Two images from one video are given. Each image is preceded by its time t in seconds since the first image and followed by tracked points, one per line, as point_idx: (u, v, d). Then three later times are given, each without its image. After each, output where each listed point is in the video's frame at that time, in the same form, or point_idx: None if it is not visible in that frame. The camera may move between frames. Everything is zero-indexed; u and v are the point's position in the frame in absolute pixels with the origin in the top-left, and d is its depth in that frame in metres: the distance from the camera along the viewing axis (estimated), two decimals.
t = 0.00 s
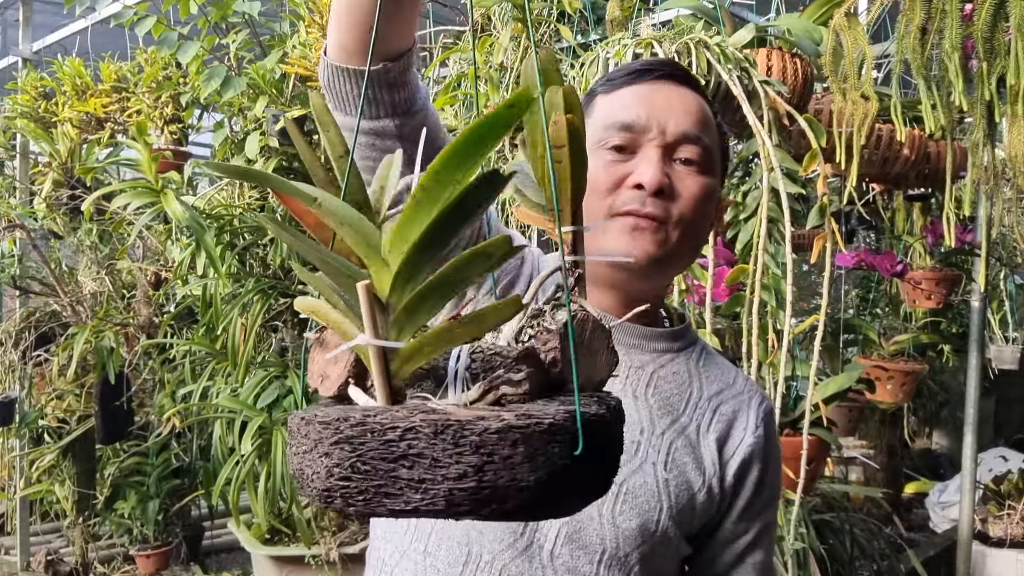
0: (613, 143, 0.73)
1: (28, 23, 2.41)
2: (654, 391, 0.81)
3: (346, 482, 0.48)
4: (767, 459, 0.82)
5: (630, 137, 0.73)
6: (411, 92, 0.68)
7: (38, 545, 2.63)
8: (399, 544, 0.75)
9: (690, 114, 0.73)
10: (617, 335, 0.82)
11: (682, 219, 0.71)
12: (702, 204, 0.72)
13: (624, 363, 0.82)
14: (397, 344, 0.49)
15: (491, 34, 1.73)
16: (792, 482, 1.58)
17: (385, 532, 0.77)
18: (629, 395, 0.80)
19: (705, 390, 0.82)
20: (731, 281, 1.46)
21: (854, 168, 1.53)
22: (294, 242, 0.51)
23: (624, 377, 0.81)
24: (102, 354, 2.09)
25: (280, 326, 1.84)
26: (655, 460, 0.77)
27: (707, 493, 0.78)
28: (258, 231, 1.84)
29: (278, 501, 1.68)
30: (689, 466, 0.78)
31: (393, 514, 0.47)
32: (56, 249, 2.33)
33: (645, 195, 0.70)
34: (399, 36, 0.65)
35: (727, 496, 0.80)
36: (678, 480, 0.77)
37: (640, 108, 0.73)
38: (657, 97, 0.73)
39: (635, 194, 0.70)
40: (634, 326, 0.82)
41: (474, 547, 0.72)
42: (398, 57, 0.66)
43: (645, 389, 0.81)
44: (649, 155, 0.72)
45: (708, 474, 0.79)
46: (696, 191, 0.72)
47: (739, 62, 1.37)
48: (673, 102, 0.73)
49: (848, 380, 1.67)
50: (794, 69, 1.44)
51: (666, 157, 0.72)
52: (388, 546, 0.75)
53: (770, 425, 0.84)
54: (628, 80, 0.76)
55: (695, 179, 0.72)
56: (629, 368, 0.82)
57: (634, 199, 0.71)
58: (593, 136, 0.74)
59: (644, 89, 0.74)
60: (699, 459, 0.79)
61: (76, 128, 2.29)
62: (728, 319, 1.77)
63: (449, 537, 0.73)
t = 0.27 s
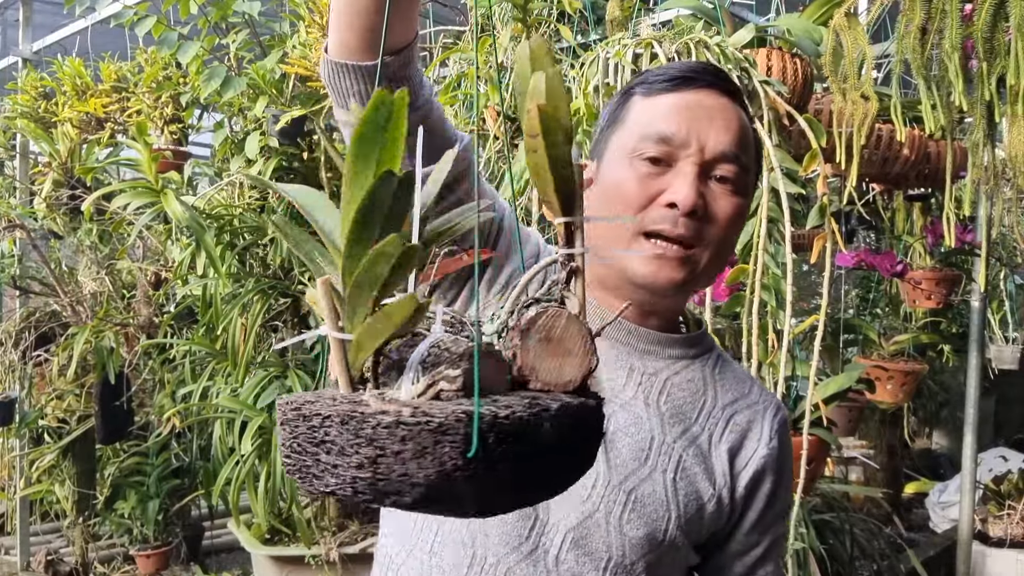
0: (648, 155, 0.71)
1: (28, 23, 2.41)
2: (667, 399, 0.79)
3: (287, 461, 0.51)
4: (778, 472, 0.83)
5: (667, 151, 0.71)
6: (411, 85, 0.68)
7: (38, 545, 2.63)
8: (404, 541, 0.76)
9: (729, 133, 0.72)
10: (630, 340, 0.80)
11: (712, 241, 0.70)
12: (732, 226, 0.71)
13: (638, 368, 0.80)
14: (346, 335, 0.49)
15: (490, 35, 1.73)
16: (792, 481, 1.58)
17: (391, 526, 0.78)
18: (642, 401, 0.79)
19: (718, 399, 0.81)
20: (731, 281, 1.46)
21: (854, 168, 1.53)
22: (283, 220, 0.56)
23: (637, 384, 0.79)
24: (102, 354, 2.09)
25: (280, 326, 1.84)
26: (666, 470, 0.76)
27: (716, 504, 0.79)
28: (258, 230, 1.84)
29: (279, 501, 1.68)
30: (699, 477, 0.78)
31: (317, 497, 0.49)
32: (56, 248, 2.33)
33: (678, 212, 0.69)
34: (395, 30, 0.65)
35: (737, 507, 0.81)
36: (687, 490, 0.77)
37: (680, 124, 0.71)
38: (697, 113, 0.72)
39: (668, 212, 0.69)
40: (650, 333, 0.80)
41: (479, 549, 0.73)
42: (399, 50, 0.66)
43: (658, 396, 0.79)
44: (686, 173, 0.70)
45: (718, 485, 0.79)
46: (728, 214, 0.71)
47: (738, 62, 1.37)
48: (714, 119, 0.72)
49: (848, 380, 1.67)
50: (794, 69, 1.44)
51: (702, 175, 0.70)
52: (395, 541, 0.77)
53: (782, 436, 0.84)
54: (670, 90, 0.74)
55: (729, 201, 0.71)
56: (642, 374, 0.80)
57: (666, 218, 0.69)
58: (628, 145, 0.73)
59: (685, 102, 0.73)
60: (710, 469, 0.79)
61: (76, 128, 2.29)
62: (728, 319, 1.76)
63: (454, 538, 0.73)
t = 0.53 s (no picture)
0: (654, 159, 0.72)
1: (29, 24, 2.40)
2: (675, 402, 0.80)
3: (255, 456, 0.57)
4: (788, 476, 0.83)
5: (672, 154, 0.72)
6: (419, 89, 0.68)
7: (38, 544, 2.63)
8: (413, 542, 0.78)
9: (737, 133, 0.72)
10: (639, 342, 0.81)
11: (719, 243, 0.71)
12: (739, 228, 0.72)
13: (645, 371, 0.80)
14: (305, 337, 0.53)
15: (490, 35, 1.74)
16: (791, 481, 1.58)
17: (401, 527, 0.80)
18: (649, 404, 0.79)
19: (727, 403, 0.82)
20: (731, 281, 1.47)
21: (853, 168, 1.53)
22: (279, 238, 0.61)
23: (644, 387, 0.80)
24: (103, 354, 2.10)
25: (281, 326, 1.85)
26: (671, 473, 0.77)
27: (723, 508, 0.80)
28: (259, 231, 1.85)
29: (280, 501, 1.69)
30: (705, 480, 0.78)
31: (262, 488, 0.56)
32: (57, 248, 2.34)
33: (683, 216, 0.69)
34: (402, 33, 0.66)
35: (745, 511, 0.82)
36: (693, 494, 0.78)
37: (686, 125, 0.72)
38: (704, 115, 0.72)
39: (672, 216, 0.69)
40: (658, 335, 0.81)
41: (483, 550, 0.74)
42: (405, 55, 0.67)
43: (664, 399, 0.80)
44: (692, 175, 0.71)
45: (725, 489, 0.80)
46: (735, 216, 0.71)
47: (738, 62, 1.37)
48: (721, 121, 0.72)
49: (847, 380, 1.68)
50: (794, 70, 1.44)
51: (708, 178, 0.71)
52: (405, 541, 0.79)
53: (794, 441, 0.84)
54: (678, 91, 0.74)
55: (736, 203, 0.71)
56: (650, 377, 0.80)
57: (671, 221, 0.70)
58: (635, 149, 0.73)
59: (690, 104, 0.73)
60: (716, 473, 0.79)
61: (78, 128, 2.30)
62: (727, 319, 1.77)
63: (459, 539, 0.74)
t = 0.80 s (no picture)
0: (650, 154, 0.72)
1: (29, 24, 2.40)
2: (677, 401, 0.80)
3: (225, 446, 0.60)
4: (791, 474, 0.83)
5: (668, 149, 0.72)
6: (417, 91, 0.69)
7: (38, 544, 2.64)
8: (415, 542, 0.78)
9: (732, 125, 0.72)
10: (640, 341, 0.81)
11: (717, 235, 0.71)
12: (738, 220, 0.72)
13: (648, 370, 0.80)
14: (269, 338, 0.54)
15: (490, 35, 1.74)
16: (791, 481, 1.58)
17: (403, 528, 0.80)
18: (652, 403, 0.79)
19: (730, 401, 0.82)
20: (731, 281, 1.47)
21: (853, 168, 1.53)
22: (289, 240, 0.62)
23: (646, 386, 0.80)
24: (103, 354, 2.10)
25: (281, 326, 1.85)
26: (675, 472, 0.77)
27: (727, 507, 0.80)
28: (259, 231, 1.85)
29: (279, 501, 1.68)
30: (708, 478, 0.79)
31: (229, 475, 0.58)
32: (57, 248, 2.34)
33: (680, 210, 0.69)
34: (399, 37, 0.67)
35: (748, 510, 0.82)
36: (697, 492, 0.78)
37: (682, 120, 0.72)
38: (699, 108, 0.72)
39: (669, 210, 0.70)
40: (659, 334, 0.81)
41: (487, 549, 0.74)
42: (403, 58, 0.67)
43: (667, 398, 0.80)
44: (688, 169, 0.71)
45: (729, 487, 0.80)
46: (733, 208, 0.71)
47: (739, 62, 1.37)
48: (717, 114, 0.72)
49: (847, 379, 1.68)
50: (794, 70, 1.44)
51: (705, 171, 0.71)
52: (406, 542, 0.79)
53: (797, 440, 0.84)
54: (673, 86, 0.74)
55: (733, 195, 0.71)
56: (652, 376, 0.80)
57: (669, 215, 0.70)
58: (631, 145, 0.74)
59: (686, 98, 0.73)
60: (719, 471, 0.80)
61: (78, 128, 2.30)
62: (727, 319, 1.77)
63: (462, 538, 0.75)
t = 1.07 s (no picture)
0: (654, 157, 0.72)
1: (29, 24, 2.39)
2: (679, 401, 0.80)
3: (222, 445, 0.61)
4: (788, 474, 0.83)
5: (672, 151, 0.72)
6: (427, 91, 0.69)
7: (38, 544, 2.64)
8: (418, 543, 0.77)
9: (735, 129, 0.72)
10: (641, 342, 0.81)
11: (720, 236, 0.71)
12: (741, 221, 0.72)
13: (650, 370, 0.80)
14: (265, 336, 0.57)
15: (491, 35, 1.73)
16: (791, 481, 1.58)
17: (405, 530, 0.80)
18: (654, 403, 0.79)
19: (730, 401, 0.82)
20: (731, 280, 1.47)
21: (853, 168, 1.53)
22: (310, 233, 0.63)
23: (649, 386, 0.80)
24: (103, 354, 2.09)
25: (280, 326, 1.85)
26: (678, 471, 0.77)
27: (727, 506, 0.80)
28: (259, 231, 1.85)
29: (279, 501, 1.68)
30: (711, 478, 0.79)
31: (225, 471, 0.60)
32: (57, 248, 2.34)
33: (685, 212, 0.70)
34: (406, 38, 0.68)
35: (748, 509, 0.82)
36: (699, 492, 0.78)
37: (684, 122, 0.72)
38: (702, 111, 0.72)
39: (674, 212, 0.70)
40: (660, 334, 0.81)
41: (492, 550, 0.74)
42: (410, 58, 0.68)
43: (669, 398, 0.80)
44: (692, 171, 0.71)
45: (729, 486, 0.80)
46: (736, 211, 0.71)
47: (739, 62, 1.37)
48: (719, 117, 0.72)
49: (846, 379, 1.68)
50: (794, 70, 1.43)
51: (708, 173, 0.71)
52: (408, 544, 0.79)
53: (793, 439, 0.84)
54: (675, 88, 0.74)
55: (736, 198, 0.71)
56: (654, 376, 0.80)
57: (674, 217, 0.70)
58: (634, 147, 0.74)
59: (688, 100, 0.73)
60: (721, 471, 0.80)
61: (78, 128, 2.30)
62: (727, 319, 1.77)
63: (467, 540, 0.75)
